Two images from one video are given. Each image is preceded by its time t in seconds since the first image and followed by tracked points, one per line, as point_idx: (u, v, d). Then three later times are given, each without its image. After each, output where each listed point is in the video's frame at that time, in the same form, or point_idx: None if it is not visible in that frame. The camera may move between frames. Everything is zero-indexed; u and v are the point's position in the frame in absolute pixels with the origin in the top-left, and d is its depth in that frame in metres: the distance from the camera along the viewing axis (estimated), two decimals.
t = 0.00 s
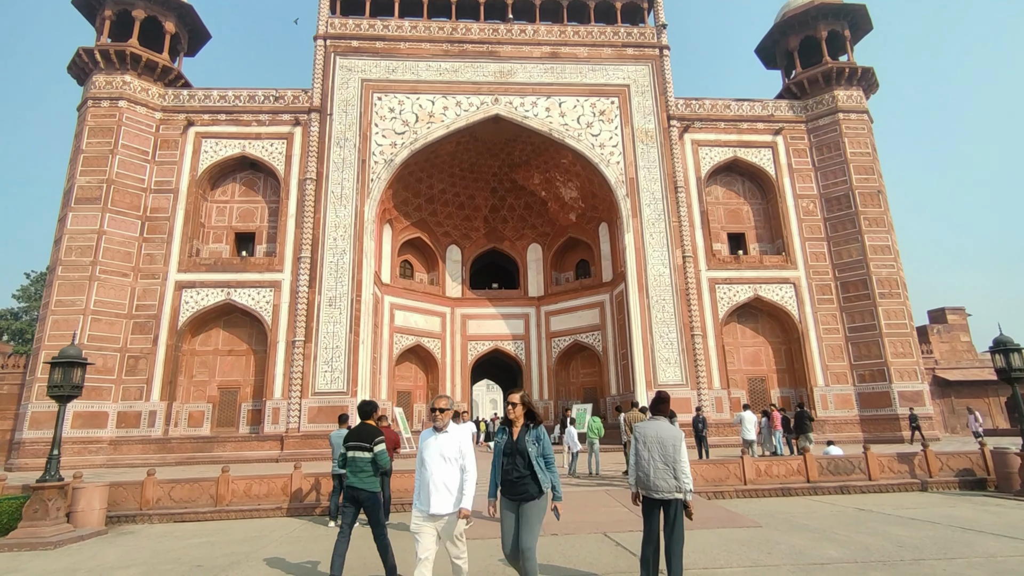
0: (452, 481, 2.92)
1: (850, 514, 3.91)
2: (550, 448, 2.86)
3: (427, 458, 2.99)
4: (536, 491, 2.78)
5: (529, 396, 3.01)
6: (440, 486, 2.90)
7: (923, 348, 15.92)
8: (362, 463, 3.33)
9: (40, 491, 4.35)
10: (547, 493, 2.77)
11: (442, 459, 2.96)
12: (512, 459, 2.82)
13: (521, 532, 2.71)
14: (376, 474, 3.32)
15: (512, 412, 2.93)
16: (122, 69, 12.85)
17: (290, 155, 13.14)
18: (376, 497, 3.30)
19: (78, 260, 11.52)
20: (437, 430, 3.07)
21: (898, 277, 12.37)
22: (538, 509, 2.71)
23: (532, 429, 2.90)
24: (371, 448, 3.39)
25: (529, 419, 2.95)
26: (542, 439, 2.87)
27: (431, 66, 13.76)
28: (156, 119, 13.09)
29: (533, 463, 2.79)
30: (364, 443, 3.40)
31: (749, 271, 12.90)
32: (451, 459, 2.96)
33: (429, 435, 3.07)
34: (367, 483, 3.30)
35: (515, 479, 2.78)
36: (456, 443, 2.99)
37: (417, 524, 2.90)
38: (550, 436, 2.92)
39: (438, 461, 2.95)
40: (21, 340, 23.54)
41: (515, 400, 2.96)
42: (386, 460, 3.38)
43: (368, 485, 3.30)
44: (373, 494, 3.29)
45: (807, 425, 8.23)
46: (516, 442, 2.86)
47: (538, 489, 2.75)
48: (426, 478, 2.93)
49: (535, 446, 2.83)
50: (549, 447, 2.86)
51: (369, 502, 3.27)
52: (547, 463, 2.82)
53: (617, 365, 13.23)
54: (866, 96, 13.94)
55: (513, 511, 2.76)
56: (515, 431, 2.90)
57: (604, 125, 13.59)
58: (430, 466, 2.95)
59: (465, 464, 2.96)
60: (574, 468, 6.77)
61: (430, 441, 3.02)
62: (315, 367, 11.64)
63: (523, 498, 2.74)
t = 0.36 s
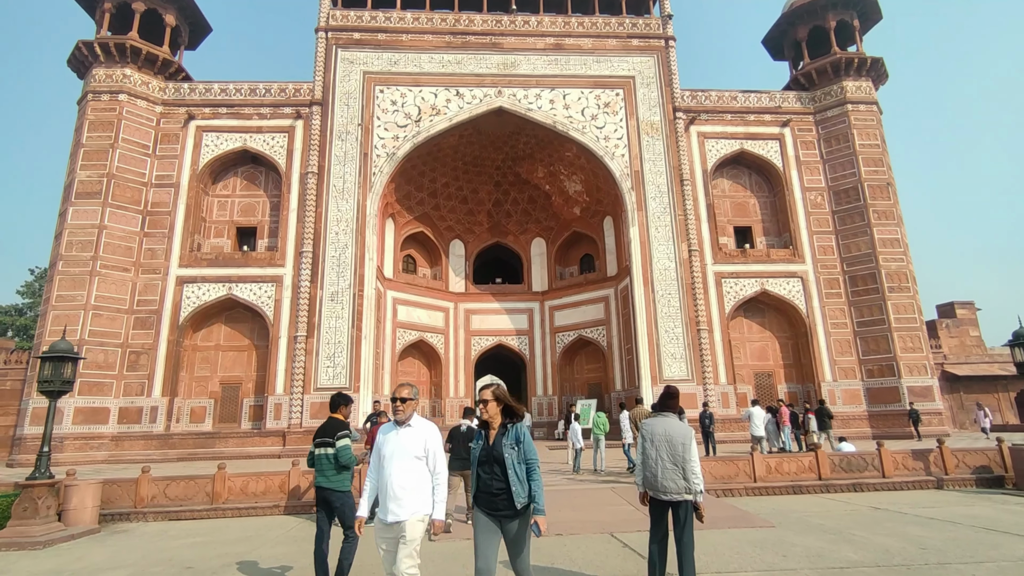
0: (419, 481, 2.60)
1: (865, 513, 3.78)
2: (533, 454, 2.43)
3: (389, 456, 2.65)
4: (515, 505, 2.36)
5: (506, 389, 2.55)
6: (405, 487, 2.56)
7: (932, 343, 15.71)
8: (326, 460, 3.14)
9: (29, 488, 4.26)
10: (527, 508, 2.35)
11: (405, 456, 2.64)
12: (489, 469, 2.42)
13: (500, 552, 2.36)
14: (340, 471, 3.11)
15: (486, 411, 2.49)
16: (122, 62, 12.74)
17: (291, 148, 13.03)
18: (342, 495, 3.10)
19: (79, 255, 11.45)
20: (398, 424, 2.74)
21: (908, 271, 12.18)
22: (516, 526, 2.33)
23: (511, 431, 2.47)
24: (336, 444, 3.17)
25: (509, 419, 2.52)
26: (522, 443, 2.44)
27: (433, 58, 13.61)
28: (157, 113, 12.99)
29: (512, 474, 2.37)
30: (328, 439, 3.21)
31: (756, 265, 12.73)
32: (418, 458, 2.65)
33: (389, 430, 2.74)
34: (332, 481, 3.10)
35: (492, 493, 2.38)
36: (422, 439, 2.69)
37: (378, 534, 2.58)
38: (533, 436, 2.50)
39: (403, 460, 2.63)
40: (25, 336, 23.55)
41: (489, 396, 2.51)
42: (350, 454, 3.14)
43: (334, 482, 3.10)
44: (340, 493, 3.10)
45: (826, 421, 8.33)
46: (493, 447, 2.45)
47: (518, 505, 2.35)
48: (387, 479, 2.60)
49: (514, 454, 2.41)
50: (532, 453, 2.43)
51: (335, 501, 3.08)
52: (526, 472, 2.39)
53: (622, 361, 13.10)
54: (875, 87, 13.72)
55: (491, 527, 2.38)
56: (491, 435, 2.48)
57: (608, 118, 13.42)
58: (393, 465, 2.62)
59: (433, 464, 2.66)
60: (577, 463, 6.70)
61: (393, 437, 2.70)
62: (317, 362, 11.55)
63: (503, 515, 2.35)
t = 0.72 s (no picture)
0: (359, 499, 2.15)
1: (884, 516, 3.60)
2: (493, 453, 2.10)
3: (327, 466, 2.20)
4: (467, 513, 2.02)
5: (467, 375, 2.22)
6: (343, 507, 2.12)
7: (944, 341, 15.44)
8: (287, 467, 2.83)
9: (14, 489, 4.17)
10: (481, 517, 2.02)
11: (344, 469, 2.18)
12: (439, 468, 2.09)
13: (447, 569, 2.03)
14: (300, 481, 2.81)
15: (438, 398, 2.16)
16: (124, 59, 12.66)
17: (293, 145, 12.92)
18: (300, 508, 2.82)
19: (81, 253, 11.37)
20: (344, 426, 2.28)
21: (920, 267, 11.94)
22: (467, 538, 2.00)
23: (470, 424, 2.15)
24: (297, 448, 2.84)
25: (470, 409, 2.20)
26: (482, 439, 2.12)
27: (436, 53, 13.46)
28: (158, 110, 12.90)
29: (465, 476, 2.05)
30: (288, 442, 2.86)
31: (764, 261, 12.52)
32: (362, 471, 2.19)
33: (332, 433, 2.29)
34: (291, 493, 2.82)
35: (439, 498, 2.04)
36: (368, 446, 2.21)
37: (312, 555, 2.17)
38: (496, 430, 2.16)
39: (342, 472, 2.17)
40: (32, 336, 23.59)
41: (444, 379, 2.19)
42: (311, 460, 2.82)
43: (295, 491, 2.83)
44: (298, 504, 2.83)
45: (850, 418, 8.45)
46: (446, 442, 2.12)
47: (472, 513, 2.02)
48: (323, 494, 2.15)
49: (470, 451, 2.08)
50: (492, 452, 2.10)
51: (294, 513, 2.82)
52: (482, 474, 2.06)
53: (628, 359, 12.92)
54: (885, 80, 13.46)
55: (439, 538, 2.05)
56: (445, 427, 2.16)
57: (613, 112, 13.23)
58: (328, 479, 2.17)
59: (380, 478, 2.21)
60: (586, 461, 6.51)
61: (334, 442, 2.24)
62: (319, 360, 11.43)
63: (450, 525, 2.02)
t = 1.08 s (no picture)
0: (262, 523, 1.79)
1: (908, 525, 3.40)
2: (440, 476, 1.70)
3: (225, 483, 1.85)
4: (408, 556, 1.62)
5: (412, 369, 1.82)
6: (237, 535, 1.76)
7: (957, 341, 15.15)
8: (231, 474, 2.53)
9: None
10: (425, 561, 1.61)
11: (244, 487, 1.82)
12: (370, 494, 1.69)
13: None
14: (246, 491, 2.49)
15: (378, 399, 1.78)
16: (127, 57, 12.59)
17: (296, 143, 12.81)
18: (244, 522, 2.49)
19: (83, 252, 11.29)
20: (250, 433, 1.92)
21: (934, 266, 11.68)
22: None
23: (411, 436, 1.74)
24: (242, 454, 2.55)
25: (415, 415, 1.81)
26: (427, 458, 1.71)
27: (440, 51, 13.33)
28: (161, 108, 12.82)
29: (402, 506, 1.64)
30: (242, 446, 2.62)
31: (774, 260, 12.30)
32: (262, 491, 1.81)
33: (235, 443, 1.93)
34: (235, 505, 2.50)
35: (367, 533, 1.65)
36: (272, 459, 1.83)
37: None
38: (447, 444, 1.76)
39: (241, 493, 1.81)
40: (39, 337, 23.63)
41: (384, 376, 1.79)
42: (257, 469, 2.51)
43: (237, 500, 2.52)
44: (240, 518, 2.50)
45: (877, 420, 8.22)
46: (378, 459, 1.72)
47: (415, 558, 1.61)
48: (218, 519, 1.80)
49: (409, 475, 1.68)
50: (439, 474, 1.70)
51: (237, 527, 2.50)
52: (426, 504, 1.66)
53: (634, 360, 12.73)
54: (897, 75, 13.21)
55: None
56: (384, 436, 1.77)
57: (620, 109, 13.05)
58: (226, 501, 1.82)
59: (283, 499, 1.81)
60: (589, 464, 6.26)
61: (234, 455, 1.88)
62: (322, 361, 11.31)
63: (382, 571, 1.62)
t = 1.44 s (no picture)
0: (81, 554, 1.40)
1: (933, 535, 3.22)
2: (322, 518, 1.29)
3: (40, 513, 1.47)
4: None
5: (287, 358, 1.44)
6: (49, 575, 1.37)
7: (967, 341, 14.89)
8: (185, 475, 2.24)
9: None
10: None
11: (59, 513, 1.43)
12: (240, 546, 1.33)
13: None
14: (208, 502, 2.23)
15: (249, 406, 1.41)
16: (127, 55, 12.50)
17: (298, 141, 12.68)
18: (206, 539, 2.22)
19: (82, 251, 11.17)
20: (80, 441, 1.59)
21: (946, 264, 11.46)
22: None
23: (289, 465, 1.35)
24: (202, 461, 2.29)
25: (303, 418, 1.44)
26: (304, 494, 1.30)
27: (443, 47, 13.18)
28: (161, 107, 12.70)
29: (272, 564, 1.26)
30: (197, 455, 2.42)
31: (782, 259, 12.10)
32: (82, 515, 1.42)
33: (60, 458, 1.58)
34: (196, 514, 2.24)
35: None
36: (97, 474, 1.47)
37: None
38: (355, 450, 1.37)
39: (54, 523, 1.43)
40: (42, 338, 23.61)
41: (254, 373, 1.41)
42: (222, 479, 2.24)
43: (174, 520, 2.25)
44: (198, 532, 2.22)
45: (903, 423, 8.04)
46: (248, 496, 1.35)
47: None
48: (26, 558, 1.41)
49: (283, 520, 1.29)
50: (321, 515, 1.29)
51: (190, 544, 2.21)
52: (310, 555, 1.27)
53: (640, 360, 12.55)
54: (907, 71, 12.98)
55: None
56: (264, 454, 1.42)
57: (625, 106, 12.88)
58: (37, 532, 1.43)
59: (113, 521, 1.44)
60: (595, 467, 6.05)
61: (55, 475, 1.51)
62: (323, 361, 11.17)
63: None
